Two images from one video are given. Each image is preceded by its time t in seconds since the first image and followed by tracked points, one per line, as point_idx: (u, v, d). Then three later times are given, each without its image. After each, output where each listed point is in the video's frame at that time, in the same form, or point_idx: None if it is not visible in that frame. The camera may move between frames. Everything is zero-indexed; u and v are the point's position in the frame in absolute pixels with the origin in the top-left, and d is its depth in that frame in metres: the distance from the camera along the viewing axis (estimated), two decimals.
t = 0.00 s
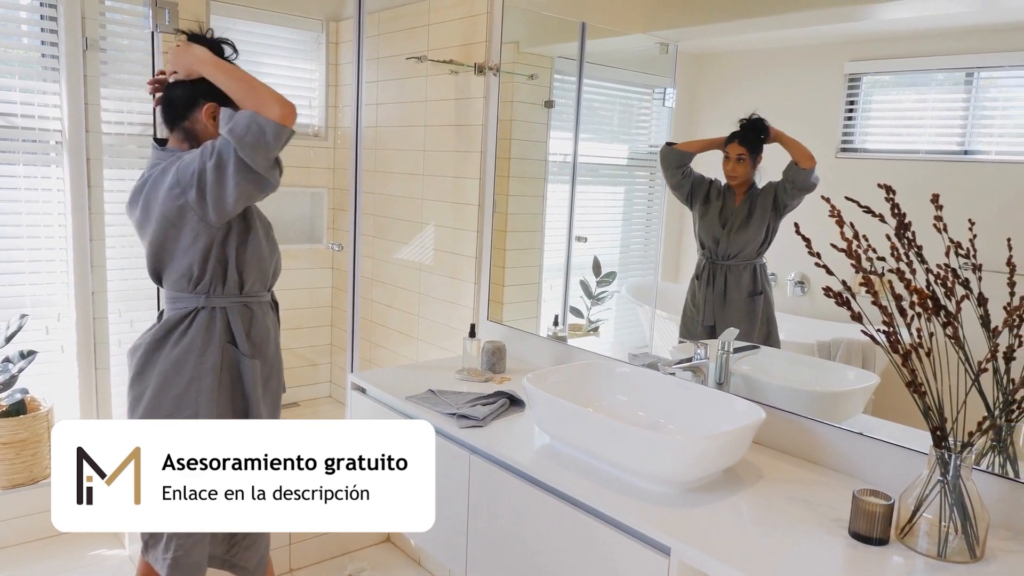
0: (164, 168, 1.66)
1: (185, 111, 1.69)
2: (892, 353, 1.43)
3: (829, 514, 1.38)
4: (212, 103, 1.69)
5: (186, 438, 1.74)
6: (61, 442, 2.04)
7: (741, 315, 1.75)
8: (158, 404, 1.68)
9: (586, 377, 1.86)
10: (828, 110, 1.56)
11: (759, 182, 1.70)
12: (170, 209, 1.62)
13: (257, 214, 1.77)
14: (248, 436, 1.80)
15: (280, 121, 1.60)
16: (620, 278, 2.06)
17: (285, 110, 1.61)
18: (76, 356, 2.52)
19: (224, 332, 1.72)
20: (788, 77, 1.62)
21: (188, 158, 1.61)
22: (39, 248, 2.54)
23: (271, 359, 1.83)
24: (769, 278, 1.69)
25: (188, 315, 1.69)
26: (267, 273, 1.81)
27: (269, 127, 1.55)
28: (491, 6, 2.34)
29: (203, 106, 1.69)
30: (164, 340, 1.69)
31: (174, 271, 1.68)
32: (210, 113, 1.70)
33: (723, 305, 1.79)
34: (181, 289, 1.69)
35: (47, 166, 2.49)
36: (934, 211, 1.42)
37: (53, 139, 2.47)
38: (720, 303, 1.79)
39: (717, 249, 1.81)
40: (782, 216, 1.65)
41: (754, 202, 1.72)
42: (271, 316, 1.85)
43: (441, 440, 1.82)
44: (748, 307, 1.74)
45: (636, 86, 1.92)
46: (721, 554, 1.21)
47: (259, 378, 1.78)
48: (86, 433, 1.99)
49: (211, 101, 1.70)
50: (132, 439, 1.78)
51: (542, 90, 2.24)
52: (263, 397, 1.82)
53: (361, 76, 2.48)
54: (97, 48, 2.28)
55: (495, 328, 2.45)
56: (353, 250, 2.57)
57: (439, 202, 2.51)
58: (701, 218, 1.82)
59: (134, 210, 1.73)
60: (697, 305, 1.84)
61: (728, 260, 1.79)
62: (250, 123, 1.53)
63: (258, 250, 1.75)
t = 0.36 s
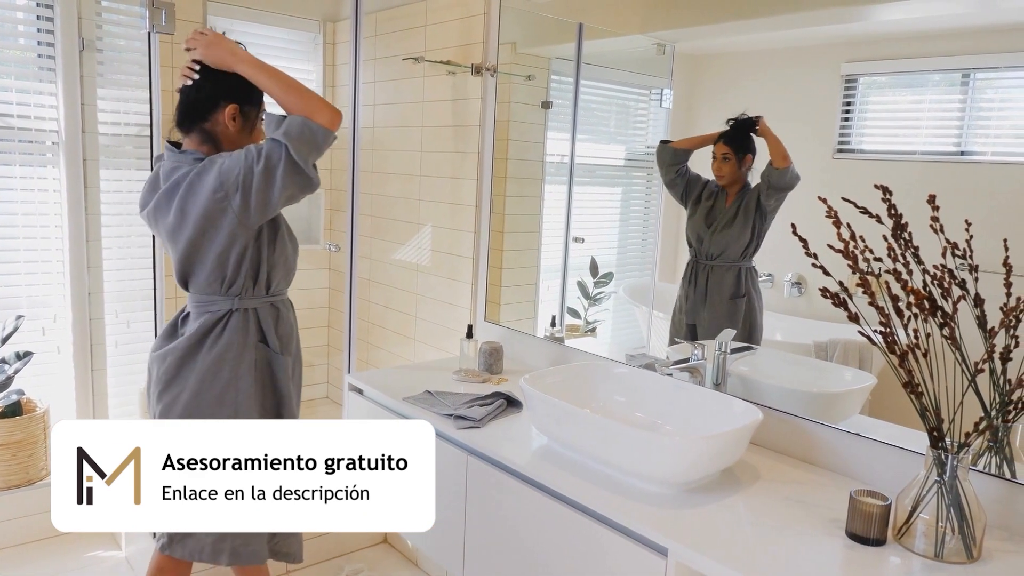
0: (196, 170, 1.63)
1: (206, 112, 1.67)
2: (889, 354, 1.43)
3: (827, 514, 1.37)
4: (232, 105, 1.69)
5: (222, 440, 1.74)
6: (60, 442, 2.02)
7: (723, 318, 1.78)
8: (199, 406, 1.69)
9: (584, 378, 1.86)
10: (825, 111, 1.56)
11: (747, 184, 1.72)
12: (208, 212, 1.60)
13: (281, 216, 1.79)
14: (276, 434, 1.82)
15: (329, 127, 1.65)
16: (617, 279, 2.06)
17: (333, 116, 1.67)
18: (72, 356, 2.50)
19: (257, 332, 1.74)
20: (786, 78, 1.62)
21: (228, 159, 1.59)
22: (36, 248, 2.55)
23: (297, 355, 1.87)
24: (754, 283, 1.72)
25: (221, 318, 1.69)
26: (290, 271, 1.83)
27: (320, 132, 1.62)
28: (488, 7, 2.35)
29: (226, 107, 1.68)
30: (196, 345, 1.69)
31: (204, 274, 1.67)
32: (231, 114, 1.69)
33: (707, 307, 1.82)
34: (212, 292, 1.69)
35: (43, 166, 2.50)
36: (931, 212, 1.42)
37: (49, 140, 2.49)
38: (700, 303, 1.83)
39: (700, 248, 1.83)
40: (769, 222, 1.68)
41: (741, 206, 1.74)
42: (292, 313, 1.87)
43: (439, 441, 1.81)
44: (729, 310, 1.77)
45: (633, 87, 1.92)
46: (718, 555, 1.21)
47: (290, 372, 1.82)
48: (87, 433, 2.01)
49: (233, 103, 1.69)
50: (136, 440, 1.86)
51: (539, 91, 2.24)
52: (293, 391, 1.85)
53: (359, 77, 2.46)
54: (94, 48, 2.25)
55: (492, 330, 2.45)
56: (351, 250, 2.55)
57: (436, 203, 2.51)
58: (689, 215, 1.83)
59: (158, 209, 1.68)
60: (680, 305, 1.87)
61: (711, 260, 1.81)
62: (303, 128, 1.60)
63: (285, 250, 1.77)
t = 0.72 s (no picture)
0: (217, 174, 1.65)
1: (222, 114, 1.70)
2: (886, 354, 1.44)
3: (824, 515, 1.38)
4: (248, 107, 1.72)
5: (246, 442, 1.79)
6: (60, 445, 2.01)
7: (710, 319, 1.81)
8: (225, 407, 1.74)
9: (582, 379, 1.86)
10: (822, 112, 1.56)
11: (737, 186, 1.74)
12: (234, 216, 1.63)
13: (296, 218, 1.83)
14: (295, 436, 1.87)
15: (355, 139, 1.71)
16: (615, 279, 2.06)
17: (361, 129, 1.72)
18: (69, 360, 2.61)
19: (277, 332, 1.79)
20: (783, 78, 1.62)
21: (254, 164, 1.62)
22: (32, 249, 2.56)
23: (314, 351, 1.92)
24: (742, 288, 1.73)
25: (244, 321, 1.74)
26: (305, 269, 1.88)
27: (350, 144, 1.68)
28: (485, 7, 2.35)
29: (242, 109, 1.72)
30: (219, 347, 1.74)
31: (226, 277, 1.71)
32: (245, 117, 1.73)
33: (693, 307, 1.84)
34: (233, 294, 1.73)
35: (40, 166, 2.52)
36: (928, 213, 1.42)
37: (46, 140, 2.52)
38: (687, 303, 1.86)
39: (689, 248, 1.85)
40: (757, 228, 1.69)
41: (731, 209, 1.75)
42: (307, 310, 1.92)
43: (437, 441, 1.81)
44: (716, 312, 1.79)
45: (631, 88, 1.92)
46: (716, 556, 1.21)
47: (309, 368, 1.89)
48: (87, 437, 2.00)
49: (248, 105, 1.73)
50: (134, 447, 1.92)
51: (537, 91, 2.24)
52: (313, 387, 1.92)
53: (356, 78, 2.42)
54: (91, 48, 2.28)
55: (490, 330, 2.45)
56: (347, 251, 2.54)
57: (435, 204, 2.52)
58: (681, 214, 1.85)
59: (179, 211, 1.70)
60: (669, 303, 1.90)
61: (700, 261, 1.83)
62: (334, 136, 1.65)
63: (301, 250, 1.82)
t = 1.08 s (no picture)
0: (237, 178, 1.65)
1: (234, 121, 1.69)
2: (883, 355, 1.44)
3: (822, 515, 1.38)
4: (259, 111, 1.72)
5: (269, 443, 1.75)
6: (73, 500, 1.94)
7: (696, 321, 1.83)
8: (247, 412, 1.71)
9: (581, 380, 1.86)
10: (820, 112, 1.56)
11: (726, 188, 1.76)
12: (255, 219, 1.62)
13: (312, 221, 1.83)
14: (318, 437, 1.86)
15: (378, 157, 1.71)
16: (613, 279, 2.06)
17: (384, 147, 1.73)
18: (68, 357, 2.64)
19: (295, 334, 1.79)
20: (781, 78, 1.62)
21: (276, 169, 1.62)
22: (29, 249, 2.55)
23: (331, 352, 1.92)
24: (729, 291, 1.76)
25: (263, 324, 1.73)
26: (320, 272, 1.88)
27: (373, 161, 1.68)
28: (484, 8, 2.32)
29: (253, 114, 1.71)
30: (239, 351, 1.72)
31: (245, 281, 1.70)
32: (256, 121, 1.72)
33: (679, 307, 1.87)
34: (252, 297, 1.72)
35: (38, 166, 2.52)
36: (926, 214, 1.42)
37: (44, 140, 2.51)
38: (672, 303, 1.89)
39: (678, 248, 1.87)
40: (745, 234, 1.71)
41: (720, 210, 1.78)
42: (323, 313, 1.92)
43: (436, 441, 1.81)
44: (702, 314, 1.82)
45: (629, 89, 1.92)
46: (713, 556, 1.21)
47: (327, 369, 1.89)
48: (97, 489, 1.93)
49: (259, 108, 1.72)
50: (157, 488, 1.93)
51: (535, 92, 2.24)
52: (330, 388, 1.91)
53: (354, 78, 2.35)
54: (89, 48, 2.31)
55: (487, 330, 2.45)
56: (346, 251, 2.51)
57: (433, 203, 2.53)
58: (671, 215, 1.87)
59: (197, 215, 1.69)
60: (660, 303, 1.91)
61: (689, 261, 1.85)
62: (359, 151, 1.65)
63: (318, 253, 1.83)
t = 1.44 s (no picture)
0: (250, 180, 1.65)
1: (239, 123, 1.70)
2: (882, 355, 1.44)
3: (820, 514, 1.38)
4: (263, 112, 1.73)
5: (285, 442, 1.75)
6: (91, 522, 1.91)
7: (685, 320, 1.86)
8: (263, 411, 1.72)
9: (579, 380, 1.85)
10: (819, 112, 1.57)
11: (715, 189, 1.79)
12: (269, 222, 1.63)
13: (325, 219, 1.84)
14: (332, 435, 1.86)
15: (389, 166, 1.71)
16: (612, 279, 2.06)
17: (395, 157, 1.73)
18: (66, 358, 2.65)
19: (310, 332, 1.80)
20: (780, 78, 1.62)
21: (289, 172, 1.63)
22: (28, 249, 2.56)
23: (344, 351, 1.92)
24: (717, 293, 1.79)
25: (278, 323, 1.74)
26: (331, 271, 1.88)
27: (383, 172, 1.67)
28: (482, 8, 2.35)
29: (257, 115, 1.72)
30: (255, 350, 1.73)
31: (261, 280, 1.71)
32: (260, 122, 1.73)
33: (667, 305, 1.91)
34: (268, 297, 1.73)
35: (36, 166, 2.53)
36: (925, 214, 1.42)
37: (43, 140, 2.52)
38: (661, 302, 1.92)
39: (667, 247, 1.90)
40: (733, 237, 1.74)
41: (709, 210, 1.80)
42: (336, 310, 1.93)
43: (434, 441, 1.81)
44: (689, 313, 1.85)
45: (629, 89, 1.92)
46: (712, 556, 1.21)
47: (340, 367, 1.89)
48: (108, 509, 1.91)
49: (263, 110, 1.73)
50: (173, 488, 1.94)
51: (534, 92, 2.24)
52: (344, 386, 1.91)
53: (353, 78, 2.32)
54: (87, 49, 2.32)
55: (487, 330, 2.45)
56: (346, 252, 2.41)
57: (431, 204, 2.52)
58: (663, 213, 1.90)
59: (212, 218, 1.69)
60: (651, 301, 1.94)
61: (677, 260, 1.89)
62: (370, 161, 1.65)
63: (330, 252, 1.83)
